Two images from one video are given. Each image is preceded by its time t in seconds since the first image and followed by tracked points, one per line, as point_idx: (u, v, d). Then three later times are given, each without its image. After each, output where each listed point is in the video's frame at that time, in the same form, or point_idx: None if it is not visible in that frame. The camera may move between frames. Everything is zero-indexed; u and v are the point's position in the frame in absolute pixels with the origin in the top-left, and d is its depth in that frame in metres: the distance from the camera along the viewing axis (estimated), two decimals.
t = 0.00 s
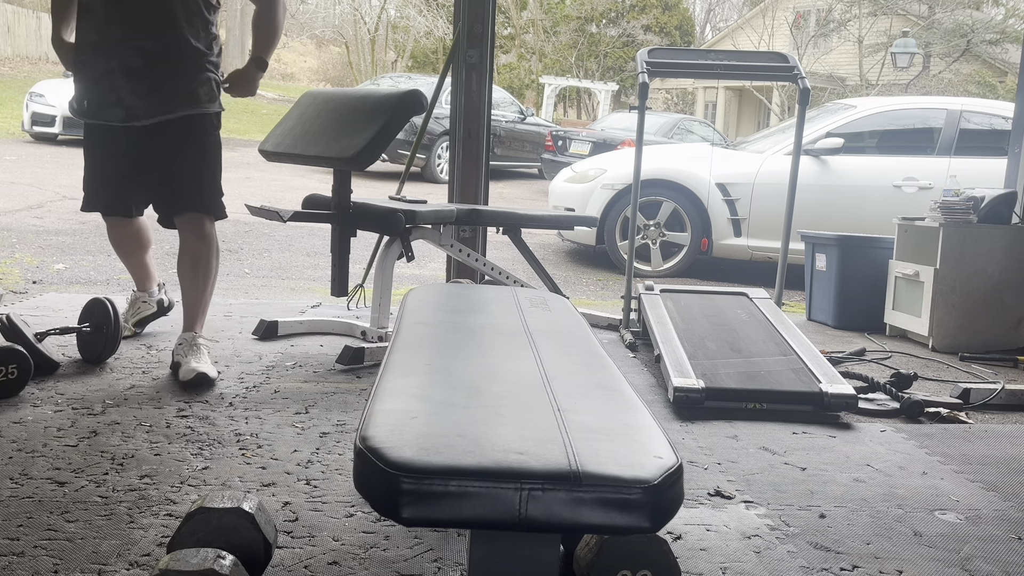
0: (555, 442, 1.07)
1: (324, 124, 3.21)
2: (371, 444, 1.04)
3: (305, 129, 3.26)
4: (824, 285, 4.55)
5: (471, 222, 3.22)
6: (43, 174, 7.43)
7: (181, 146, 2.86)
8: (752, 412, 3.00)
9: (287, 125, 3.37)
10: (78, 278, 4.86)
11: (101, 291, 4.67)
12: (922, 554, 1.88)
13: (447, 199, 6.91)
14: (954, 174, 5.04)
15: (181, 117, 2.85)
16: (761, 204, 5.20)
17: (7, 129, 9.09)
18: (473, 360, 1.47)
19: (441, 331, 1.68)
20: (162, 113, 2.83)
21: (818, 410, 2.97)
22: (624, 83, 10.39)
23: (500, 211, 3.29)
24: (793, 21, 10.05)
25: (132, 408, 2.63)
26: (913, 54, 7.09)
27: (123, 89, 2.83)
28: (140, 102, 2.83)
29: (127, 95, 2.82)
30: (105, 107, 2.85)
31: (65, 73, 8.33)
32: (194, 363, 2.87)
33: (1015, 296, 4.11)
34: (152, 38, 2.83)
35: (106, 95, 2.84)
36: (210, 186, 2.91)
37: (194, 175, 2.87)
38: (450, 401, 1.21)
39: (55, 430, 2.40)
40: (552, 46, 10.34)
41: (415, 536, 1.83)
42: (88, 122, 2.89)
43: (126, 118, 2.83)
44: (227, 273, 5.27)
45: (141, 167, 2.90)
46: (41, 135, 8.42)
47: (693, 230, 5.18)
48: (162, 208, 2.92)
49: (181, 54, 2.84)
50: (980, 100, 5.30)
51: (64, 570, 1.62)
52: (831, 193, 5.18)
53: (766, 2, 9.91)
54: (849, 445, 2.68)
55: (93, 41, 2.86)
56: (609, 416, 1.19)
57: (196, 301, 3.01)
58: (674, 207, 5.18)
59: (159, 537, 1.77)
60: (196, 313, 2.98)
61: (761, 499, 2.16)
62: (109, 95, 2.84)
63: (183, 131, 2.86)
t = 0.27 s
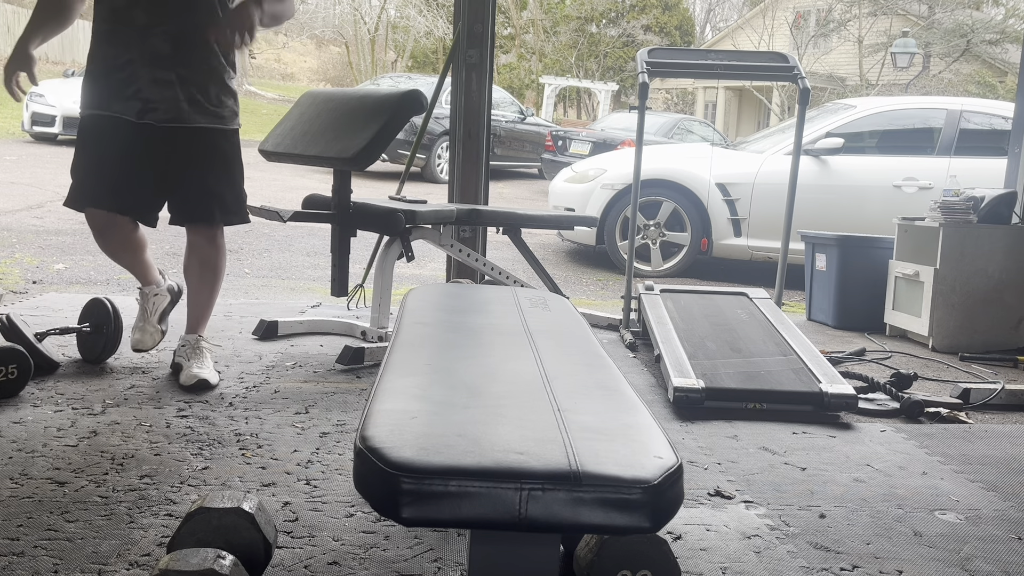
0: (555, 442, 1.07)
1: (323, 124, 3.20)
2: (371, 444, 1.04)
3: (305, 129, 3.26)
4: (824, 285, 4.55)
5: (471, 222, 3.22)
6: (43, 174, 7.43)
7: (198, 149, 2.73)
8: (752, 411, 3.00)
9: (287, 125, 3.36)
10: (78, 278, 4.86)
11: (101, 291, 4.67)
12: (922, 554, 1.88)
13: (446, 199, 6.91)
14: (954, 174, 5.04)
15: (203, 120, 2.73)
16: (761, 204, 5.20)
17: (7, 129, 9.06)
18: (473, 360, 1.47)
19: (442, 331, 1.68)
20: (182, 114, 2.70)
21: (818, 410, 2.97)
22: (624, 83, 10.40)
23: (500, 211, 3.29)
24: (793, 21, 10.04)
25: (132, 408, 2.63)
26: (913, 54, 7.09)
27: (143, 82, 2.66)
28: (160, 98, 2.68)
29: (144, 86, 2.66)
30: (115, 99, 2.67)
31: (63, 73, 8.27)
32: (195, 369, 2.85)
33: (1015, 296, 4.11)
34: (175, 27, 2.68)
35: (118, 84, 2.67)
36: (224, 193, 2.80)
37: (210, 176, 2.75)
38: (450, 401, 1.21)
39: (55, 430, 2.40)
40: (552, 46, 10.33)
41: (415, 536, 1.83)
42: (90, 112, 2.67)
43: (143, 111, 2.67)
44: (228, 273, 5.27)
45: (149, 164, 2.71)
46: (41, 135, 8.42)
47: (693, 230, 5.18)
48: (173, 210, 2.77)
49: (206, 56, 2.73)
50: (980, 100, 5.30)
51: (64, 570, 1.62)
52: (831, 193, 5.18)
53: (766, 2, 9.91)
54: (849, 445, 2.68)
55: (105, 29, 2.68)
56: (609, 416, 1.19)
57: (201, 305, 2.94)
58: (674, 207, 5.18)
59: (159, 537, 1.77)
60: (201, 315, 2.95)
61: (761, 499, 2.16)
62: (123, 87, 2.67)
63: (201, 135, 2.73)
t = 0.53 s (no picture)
0: (555, 442, 1.07)
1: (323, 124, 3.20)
2: (371, 444, 1.04)
3: (306, 129, 3.26)
4: (824, 285, 4.55)
5: (471, 222, 3.22)
6: (43, 174, 7.42)
7: (199, 151, 2.62)
8: (752, 411, 3.00)
9: (287, 125, 3.36)
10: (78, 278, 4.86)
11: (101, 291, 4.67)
12: (922, 554, 1.88)
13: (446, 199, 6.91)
14: (954, 174, 5.04)
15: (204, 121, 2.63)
16: (761, 204, 5.20)
17: (7, 130, 9.02)
18: (473, 359, 1.47)
19: (442, 331, 1.68)
20: (185, 114, 2.58)
21: (818, 410, 2.96)
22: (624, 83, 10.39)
23: (500, 211, 3.29)
24: (793, 21, 10.03)
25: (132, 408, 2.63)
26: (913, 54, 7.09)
27: (142, 79, 2.51)
28: (161, 97, 2.54)
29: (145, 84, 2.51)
30: (111, 94, 2.46)
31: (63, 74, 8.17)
32: (195, 370, 2.85)
33: (1015, 296, 4.10)
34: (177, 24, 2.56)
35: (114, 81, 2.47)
36: (217, 197, 2.71)
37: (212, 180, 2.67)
38: (449, 401, 1.21)
39: (55, 430, 2.40)
40: (552, 46, 10.31)
41: (415, 536, 1.83)
42: (80, 105, 2.42)
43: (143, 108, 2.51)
44: (228, 273, 5.26)
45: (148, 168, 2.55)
46: (41, 135, 8.41)
47: (693, 230, 5.18)
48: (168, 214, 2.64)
49: (209, 54, 2.63)
50: (980, 100, 5.31)
51: (64, 570, 1.62)
52: (831, 193, 5.18)
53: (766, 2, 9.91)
54: (849, 445, 2.68)
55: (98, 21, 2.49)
56: (609, 416, 1.19)
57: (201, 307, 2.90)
58: (674, 207, 5.17)
59: (159, 537, 1.77)
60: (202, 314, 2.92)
61: (761, 499, 2.16)
62: (120, 82, 2.48)
63: (204, 135, 2.62)
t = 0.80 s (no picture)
0: (556, 442, 1.07)
1: (323, 124, 3.20)
2: (371, 443, 1.04)
3: (305, 128, 3.26)
4: (824, 285, 4.55)
5: (470, 222, 3.22)
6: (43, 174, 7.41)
7: (171, 159, 2.36)
8: (752, 411, 3.00)
9: (287, 125, 3.36)
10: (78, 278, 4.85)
11: (101, 291, 4.67)
12: (922, 554, 1.88)
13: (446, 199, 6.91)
14: (954, 174, 5.04)
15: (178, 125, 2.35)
16: (761, 204, 5.20)
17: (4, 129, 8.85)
18: (473, 360, 1.47)
19: (442, 332, 1.68)
20: (155, 119, 2.30)
21: (818, 410, 2.96)
22: (624, 83, 10.41)
23: (500, 211, 3.29)
24: (793, 21, 10.02)
25: (132, 408, 2.63)
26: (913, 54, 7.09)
27: (102, 82, 2.23)
28: (126, 101, 2.26)
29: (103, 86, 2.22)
30: (64, 102, 2.18)
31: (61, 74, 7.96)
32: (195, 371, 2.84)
33: (1015, 296, 4.10)
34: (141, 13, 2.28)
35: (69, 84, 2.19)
36: (191, 210, 2.46)
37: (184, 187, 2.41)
38: (450, 401, 1.21)
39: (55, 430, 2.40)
40: (552, 46, 10.30)
41: (415, 536, 1.83)
42: (33, 118, 2.16)
43: (102, 115, 2.22)
44: (228, 273, 5.26)
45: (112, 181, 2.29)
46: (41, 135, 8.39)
47: (693, 230, 5.18)
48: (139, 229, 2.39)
49: (174, 49, 2.34)
50: (980, 100, 5.31)
51: (64, 570, 1.62)
52: (830, 193, 5.18)
53: (766, 2, 9.91)
54: (849, 445, 2.68)
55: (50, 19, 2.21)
56: (609, 416, 1.19)
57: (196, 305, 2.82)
58: (674, 207, 5.17)
59: (159, 537, 1.77)
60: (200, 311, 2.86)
61: (761, 499, 2.16)
62: (73, 87, 2.19)
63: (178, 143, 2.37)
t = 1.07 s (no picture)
0: (555, 442, 1.07)
1: (323, 124, 3.20)
2: (370, 444, 1.04)
3: (306, 128, 3.26)
4: (824, 285, 4.55)
5: (471, 222, 3.22)
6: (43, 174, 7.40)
7: (102, 145, 1.99)
8: (752, 411, 3.00)
9: (288, 125, 3.36)
10: (78, 279, 4.85)
11: (101, 291, 4.67)
12: (922, 554, 1.88)
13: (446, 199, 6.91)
14: (954, 174, 5.04)
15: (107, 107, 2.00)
16: (761, 203, 5.20)
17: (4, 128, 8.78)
18: (472, 359, 1.47)
19: (441, 332, 1.68)
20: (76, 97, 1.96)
21: (818, 410, 2.97)
22: (624, 83, 10.42)
23: (500, 211, 3.29)
24: (793, 21, 10.02)
25: (132, 408, 2.63)
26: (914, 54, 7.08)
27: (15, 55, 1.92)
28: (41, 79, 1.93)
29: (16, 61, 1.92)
30: None
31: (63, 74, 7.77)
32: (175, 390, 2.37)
33: (1015, 296, 4.10)
34: None
35: None
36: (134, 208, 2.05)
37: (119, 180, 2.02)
38: (450, 401, 1.21)
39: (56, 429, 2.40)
40: (552, 46, 10.32)
41: (415, 536, 1.83)
42: None
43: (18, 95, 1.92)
44: (228, 273, 5.26)
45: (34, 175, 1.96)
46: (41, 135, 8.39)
47: (693, 230, 5.18)
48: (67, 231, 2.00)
49: (106, 24, 1.99)
50: (980, 100, 5.31)
51: (64, 570, 1.62)
52: (830, 193, 5.18)
53: (766, 2, 9.90)
54: (849, 445, 2.68)
55: None
56: (608, 416, 1.19)
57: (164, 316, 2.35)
58: (674, 207, 5.17)
59: (159, 537, 1.77)
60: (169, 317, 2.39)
61: (761, 499, 2.16)
62: None
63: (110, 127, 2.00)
